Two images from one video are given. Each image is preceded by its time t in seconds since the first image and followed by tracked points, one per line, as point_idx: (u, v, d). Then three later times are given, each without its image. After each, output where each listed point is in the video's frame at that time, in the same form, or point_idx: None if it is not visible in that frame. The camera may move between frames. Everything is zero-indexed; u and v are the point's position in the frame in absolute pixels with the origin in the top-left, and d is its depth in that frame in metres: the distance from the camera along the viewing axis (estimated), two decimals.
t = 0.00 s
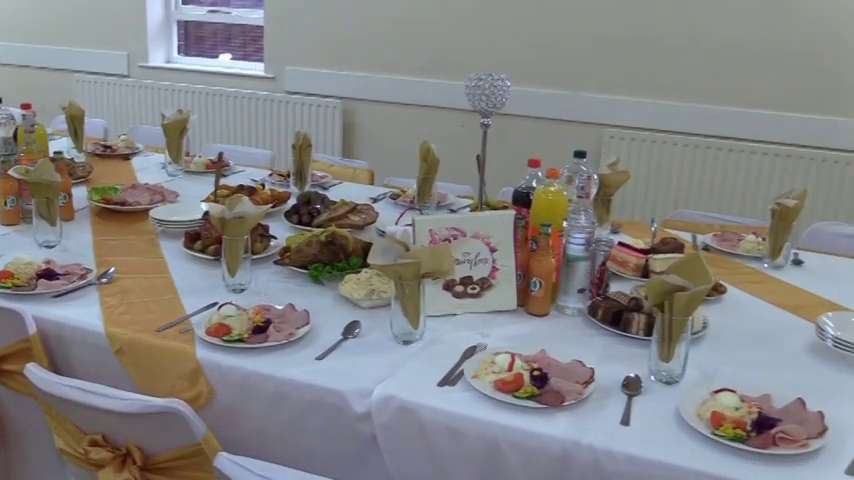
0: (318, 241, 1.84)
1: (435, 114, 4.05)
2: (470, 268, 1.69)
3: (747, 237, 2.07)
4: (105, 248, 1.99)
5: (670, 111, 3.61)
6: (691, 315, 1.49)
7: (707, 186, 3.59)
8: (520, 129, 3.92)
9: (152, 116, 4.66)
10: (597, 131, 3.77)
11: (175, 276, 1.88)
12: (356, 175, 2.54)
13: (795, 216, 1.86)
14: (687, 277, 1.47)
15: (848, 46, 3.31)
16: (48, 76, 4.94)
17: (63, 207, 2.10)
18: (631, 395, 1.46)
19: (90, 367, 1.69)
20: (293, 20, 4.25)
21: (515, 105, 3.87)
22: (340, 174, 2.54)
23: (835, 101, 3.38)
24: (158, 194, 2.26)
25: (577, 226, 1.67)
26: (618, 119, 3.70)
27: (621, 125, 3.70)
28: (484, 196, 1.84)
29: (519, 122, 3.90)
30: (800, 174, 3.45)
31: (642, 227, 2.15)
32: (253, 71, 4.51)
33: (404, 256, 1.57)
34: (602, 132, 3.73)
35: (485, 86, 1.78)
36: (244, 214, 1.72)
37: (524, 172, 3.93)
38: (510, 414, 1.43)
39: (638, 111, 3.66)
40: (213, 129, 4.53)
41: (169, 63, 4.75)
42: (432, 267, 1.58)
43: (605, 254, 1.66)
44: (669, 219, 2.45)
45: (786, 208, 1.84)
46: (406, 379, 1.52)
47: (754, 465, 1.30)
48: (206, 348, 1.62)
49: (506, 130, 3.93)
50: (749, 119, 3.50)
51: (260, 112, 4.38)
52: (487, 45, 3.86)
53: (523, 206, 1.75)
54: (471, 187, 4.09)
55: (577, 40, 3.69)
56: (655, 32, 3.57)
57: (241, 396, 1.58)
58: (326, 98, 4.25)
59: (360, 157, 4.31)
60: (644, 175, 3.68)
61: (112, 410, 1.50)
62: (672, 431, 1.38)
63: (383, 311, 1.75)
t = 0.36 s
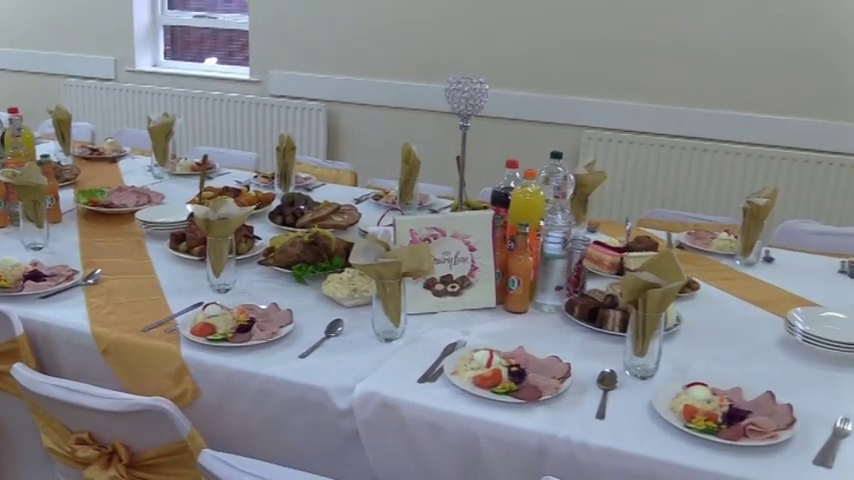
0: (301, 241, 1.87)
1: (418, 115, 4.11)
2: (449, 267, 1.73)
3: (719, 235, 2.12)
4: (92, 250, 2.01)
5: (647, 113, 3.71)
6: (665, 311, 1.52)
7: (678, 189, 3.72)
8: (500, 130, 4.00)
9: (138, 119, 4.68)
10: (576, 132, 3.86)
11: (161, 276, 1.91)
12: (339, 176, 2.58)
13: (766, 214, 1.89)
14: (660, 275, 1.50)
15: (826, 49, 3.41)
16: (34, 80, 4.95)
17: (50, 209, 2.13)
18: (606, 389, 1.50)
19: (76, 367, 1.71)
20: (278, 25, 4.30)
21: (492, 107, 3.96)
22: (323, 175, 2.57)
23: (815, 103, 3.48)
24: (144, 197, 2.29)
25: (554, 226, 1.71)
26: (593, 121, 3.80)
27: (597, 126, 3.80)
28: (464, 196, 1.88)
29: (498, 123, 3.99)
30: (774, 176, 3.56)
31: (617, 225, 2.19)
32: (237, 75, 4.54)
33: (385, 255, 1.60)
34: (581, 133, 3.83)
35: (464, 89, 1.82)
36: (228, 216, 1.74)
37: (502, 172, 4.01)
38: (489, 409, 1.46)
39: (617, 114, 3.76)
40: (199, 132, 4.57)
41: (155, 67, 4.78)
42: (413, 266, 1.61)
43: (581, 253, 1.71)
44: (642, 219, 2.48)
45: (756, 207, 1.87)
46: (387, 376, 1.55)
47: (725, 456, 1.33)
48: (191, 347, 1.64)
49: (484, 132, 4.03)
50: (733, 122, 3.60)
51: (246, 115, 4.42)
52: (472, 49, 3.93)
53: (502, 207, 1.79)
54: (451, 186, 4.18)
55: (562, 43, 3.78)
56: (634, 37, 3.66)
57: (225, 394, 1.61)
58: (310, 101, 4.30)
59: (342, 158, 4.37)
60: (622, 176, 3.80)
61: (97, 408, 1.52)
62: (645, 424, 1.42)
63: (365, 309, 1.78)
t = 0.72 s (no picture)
0: (283, 243, 1.90)
1: (400, 120, 4.16)
2: (429, 268, 1.76)
3: (693, 234, 2.16)
4: (78, 253, 2.04)
5: (626, 116, 3.76)
6: (638, 308, 1.56)
7: (656, 187, 3.76)
8: (479, 133, 4.06)
9: (124, 124, 4.71)
10: (555, 135, 3.91)
11: (145, 279, 1.93)
12: (322, 179, 2.61)
13: (737, 214, 1.93)
14: (633, 272, 1.54)
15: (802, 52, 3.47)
16: (20, 86, 4.97)
17: (36, 213, 2.15)
18: (581, 385, 1.53)
19: (61, 369, 1.73)
20: (261, 30, 4.33)
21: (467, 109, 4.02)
22: (307, 178, 2.60)
23: (793, 106, 3.54)
24: (129, 200, 2.32)
25: (531, 226, 1.75)
26: (570, 123, 3.85)
27: (576, 129, 3.86)
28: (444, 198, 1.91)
29: (478, 127, 4.04)
30: (748, 173, 3.62)
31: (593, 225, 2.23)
32: (222, 80, 4.58)
33: (365, 256, 1.63)
34: (560, 136, 3.88)
35: (443, 93, 1.85)
36: (211, 218, 1.77)
37: (480, 174, 4.07)
38: (467, 406, 1.49)
39: (596, 117, 3.81)
40: (184, 136, 4.60)
41: (141, 73, 4.81)
42: (392, 267, 1.64)
43: (557, 253, 1.75)
44: (619, 218, 2.52)
45: (727, 207, 1.91)
46: (368, 374, 1.58)
47: (696, 449, 1.37)
48: (175, 348, 1.67)
49: (462, 135, 4.09)
50: (711, 124, 3.65)
51: (230, 120, 4.46)
52: (454, 53, 3.98)
53: (480, 208, 1.82)
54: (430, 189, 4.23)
55: (544, 48, 3.82)
56: (615, 42, 3.71)
57: (209, 394, 1.63)
58: (293, 105, 4.33)
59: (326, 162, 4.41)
60: (598, 175, 3.84)
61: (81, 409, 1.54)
62: (619, 419, 1.45)
63: (346, 309, 1.81)
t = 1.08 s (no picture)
0: (266, 245, 1.93)
1: (382, 123, 4.19)
2: (409, 268, 1.79)
3: (668, 234, 2.20)
4: (62, 256, 2.05)
5: (605, 119, 3.81)
6: (613, 307, 1.59)
7: (633, 188, 3.81)
8: (459, 136, 4.10)
9: (108, 128, 4.71)
10: (534, 138, 3.95)
11: (129, 281, 1.95)
12: (305, 182, 2.63)
13: (710, 214, 1.97)
14: (608, 272, 1.57)
15: (781, 56, 3.51)
16: (5, 91, 4.97)
17: (21, 217, 2.17)
18: (558, 383, 1.56)
19: (45, 371, 1.74)
20: (245, 35, 4.35)
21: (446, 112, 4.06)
22: (290, 181, 2.63)
23: (771, 109, 3.58)
24: (113, 204, 2.34)
25: (509, 227, 1.78)
26: (549, 126, 3.90)
27: (556, 132, 3.90)
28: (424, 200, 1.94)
29: (458, 130, 4.08)
30: (715, 174, 3.68)
31: (571, 226, 2.27)
32: (206, 84, 4.60)
33: (345, 258, 1.65)
34: (538, 138, 3.92)
35: (422, 97, 1.88)
36: (194, 221, 1.79)
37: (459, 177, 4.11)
38: (446, 404, 1.51)
39: (576, 120, 3.85)
40: (168, 140, 4.62)
41: (126, 77, 4.82)
42: (372, 268, 1.66)
43: (534, 253, 1.78)
44: (597, 219, 2.56)
45: (701, 207, 1.95)
46: (348, 374, 1.60)
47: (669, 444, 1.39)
48: (158, 349, 1.68)
49: (441, 137, 4.13)
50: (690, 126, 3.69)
51: (214, 124, 4.47)
52: (437, 57, 4.01)
53: (459, 209, 1.85)
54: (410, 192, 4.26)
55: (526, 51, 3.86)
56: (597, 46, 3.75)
57: (192, 395, 1.64)
58: (277, 109, 4.36)
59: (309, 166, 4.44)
60: (575, 176, 3.88)
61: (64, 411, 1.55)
62: (595, 416, 1.47)
63: (327, 310, 1.84)
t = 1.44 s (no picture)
0: (247, 247, 1.94)
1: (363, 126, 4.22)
2: (388, 269, 1.80)
3: (644, 233, 2.23)
4: (43, 259, 2.06)
5: (582, 122, 3.86)
6: (589, 306, 1.60)
7: (607, 188, 3.88)
8: (439, 139, 4.14)
9: (91, 132, 4.71)
10: (513, 140, 4.00)
11: (111, 283, 1.96)
12: (287, 184, 2.65)
13: (685, 214, 2.00)
14: (584, 271, 1.58)
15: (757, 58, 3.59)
16: None
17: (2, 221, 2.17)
18: (536, 381, 1.58)
19: (25, 374, 1.74)
20: (227, 38, 4.36)
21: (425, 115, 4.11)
22: (272, 183, 2.65)
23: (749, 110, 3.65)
24: (95, 207, 2.34)
25: (487, 227, 1.80)
26: (527, 129, 3.94)
27: (534, 135, 3.94)
28: (403, 201, 1.95)
29: (438, 132, 4.12)
30: (683, 175, 3.76)
31: (549, 226, 2.30)
32: (189, 88, 4.61)
33: (325, 259, 1.66)
34: (517, 141, 3.97)
35: (400, 100, 1.90)
36: (175, 223, 1.80)
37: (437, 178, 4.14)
38: (424, 403, 1.53)
39: (555, 123, 3.90)
40: (151, 144, 4.62)
41: (109, 82, 4.82)
42: (352, 269, 1.68)
43: (512, 253, 1.80)
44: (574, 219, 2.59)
45: (675, 207, 1.98)
46: (328, 374, 1.62)
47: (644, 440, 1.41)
48: (138, 351, 1.68)
49: (421, 140, 4.17)
50: (669, 129, 3.75)
51: (197, 127, 4.48)
52: (419, 60, 4.04)
53: (438, 210, 1.86)
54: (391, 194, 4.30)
55: (508, 54, 3.89)
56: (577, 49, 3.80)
57: (173, 396, 1.65)
58: (260, 113, 4.38)
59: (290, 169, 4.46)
60: (550, 178, 3.95)
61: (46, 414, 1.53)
62: (572, 413, 1.49)
63: (308, 311, 1.85)
